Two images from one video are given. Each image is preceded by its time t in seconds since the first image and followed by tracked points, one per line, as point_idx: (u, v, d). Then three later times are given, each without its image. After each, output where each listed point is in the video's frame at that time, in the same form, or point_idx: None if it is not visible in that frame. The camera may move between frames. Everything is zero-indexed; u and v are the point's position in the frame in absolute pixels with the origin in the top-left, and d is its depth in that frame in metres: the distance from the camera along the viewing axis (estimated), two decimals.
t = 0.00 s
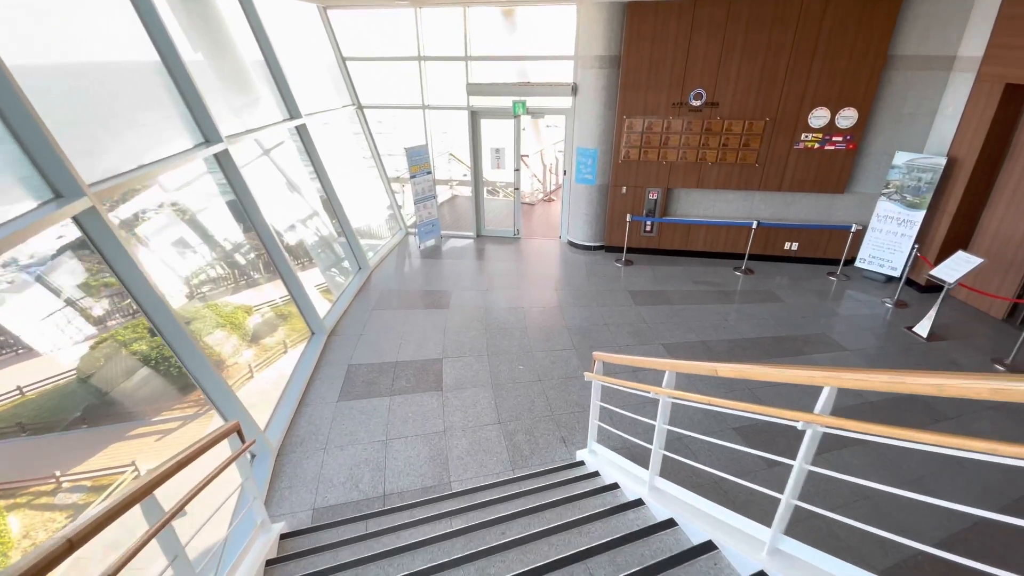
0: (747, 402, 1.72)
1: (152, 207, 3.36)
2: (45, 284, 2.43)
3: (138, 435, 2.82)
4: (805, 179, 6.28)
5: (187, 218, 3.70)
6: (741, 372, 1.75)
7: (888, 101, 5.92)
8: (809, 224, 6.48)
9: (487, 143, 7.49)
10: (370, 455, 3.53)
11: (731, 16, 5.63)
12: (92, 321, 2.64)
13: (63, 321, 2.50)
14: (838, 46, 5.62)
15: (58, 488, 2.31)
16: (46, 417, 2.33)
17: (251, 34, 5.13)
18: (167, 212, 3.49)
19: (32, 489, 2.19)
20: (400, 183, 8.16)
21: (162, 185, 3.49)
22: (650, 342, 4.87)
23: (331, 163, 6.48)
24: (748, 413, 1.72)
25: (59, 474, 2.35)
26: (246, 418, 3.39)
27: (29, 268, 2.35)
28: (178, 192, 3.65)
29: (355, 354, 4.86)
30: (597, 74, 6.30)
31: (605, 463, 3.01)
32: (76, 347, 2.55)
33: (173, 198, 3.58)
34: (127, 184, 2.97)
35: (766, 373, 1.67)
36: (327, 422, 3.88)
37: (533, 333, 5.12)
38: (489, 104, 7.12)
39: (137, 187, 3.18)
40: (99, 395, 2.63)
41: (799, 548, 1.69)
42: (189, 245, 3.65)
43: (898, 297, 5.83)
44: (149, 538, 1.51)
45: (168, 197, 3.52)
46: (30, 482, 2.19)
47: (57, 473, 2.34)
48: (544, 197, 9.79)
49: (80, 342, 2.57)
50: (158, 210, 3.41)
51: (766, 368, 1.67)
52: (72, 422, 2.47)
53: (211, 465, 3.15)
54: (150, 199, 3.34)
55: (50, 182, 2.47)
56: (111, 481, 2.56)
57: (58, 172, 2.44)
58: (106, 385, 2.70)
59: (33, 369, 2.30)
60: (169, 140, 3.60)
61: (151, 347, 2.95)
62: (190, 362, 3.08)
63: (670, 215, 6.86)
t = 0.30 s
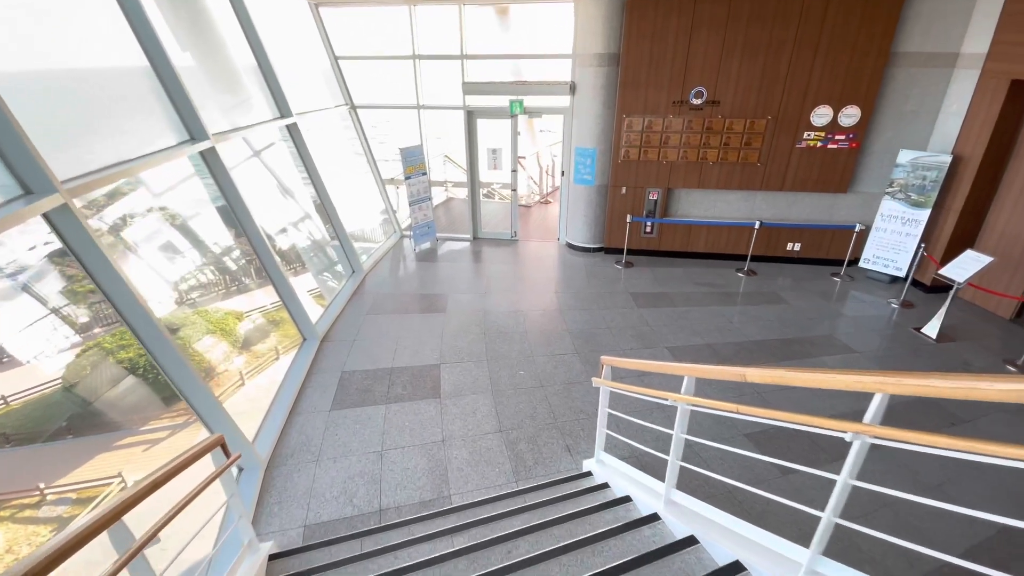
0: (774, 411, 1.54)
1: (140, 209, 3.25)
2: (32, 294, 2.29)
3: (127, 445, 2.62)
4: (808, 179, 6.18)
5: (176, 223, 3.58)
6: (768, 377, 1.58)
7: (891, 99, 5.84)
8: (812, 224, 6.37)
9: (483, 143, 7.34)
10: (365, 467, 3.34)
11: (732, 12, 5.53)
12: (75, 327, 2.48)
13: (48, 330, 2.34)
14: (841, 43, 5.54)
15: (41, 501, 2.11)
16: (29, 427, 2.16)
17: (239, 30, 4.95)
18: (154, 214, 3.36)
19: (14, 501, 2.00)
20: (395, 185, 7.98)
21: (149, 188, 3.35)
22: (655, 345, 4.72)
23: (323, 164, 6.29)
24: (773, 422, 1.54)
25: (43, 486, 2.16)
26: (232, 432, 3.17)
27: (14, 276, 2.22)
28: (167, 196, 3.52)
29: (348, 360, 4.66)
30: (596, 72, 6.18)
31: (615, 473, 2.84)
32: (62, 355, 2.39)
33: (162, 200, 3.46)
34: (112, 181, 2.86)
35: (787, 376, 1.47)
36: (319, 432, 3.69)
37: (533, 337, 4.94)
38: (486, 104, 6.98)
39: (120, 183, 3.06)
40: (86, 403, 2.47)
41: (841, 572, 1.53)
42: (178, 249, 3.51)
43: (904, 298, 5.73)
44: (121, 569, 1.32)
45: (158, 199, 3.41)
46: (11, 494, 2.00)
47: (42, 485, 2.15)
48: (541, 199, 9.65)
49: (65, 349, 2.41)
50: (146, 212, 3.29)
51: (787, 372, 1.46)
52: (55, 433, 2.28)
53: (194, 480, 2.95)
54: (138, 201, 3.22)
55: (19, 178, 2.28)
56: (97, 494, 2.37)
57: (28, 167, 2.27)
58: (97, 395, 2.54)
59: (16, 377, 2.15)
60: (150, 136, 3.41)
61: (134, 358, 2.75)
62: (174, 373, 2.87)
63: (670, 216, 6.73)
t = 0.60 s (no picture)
0: (822, 425, 1.34)
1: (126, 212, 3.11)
2: (20, 305, 2.16)
3: (118, 455, 2.46)
4: (812, 179, 6.06)
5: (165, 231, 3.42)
6: (808, 387, 1.42)
7: (896, 98, 5.74)
8: (816, 225, 6.25)
9: (481, 144, 7.18)
10: (359, 482, 3.15)
11: (734, 10, 5.42)
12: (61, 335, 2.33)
13: (34, 337, 2.20)
14: (845, 41, 5.45)
15: (27, 514, 1.97)
16: (13, 437, 2.02)
17: (228, 26, 4.79)
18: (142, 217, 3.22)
19: None
20: (390, 187, 7.80)
21: (136, 191, 3.23)
22: (660, 351, 4.55)
23: (316, 166, 6.10)
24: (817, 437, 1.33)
25: (29, 498, 2.01)
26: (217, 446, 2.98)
27: None
28: (156, 199, 3.39)
29: (342, 367, 4.46)
30: (596, 71, 6.04)
31: (626, 488, 2.67)
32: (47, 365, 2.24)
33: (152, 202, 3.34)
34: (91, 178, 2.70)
35: (842, 390, 1.30)
36: (310, 445, 3.49)
37: (534, 342, 4.77)
38: (483, 103, 6.82)
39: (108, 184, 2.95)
40: (74, 412, 2.32)
41: None
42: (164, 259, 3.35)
43: (912, 301, 5.60)
44: None
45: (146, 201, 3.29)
46: None
47: (27, 497, 2.00)
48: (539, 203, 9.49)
49: (51, 358, 2.26)
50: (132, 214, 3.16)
51: (845, 385, 1.29)
52: (41, 443, 2.13)
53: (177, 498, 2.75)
54: (126, 203, 3.10)
55: None
56: (85, 506, 2.23)
57: None
58: (87, 403, 2.40)
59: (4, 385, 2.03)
60: (131, 132, 3.23)
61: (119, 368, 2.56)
62: (155, 384, 2.66)
63: (672, 218, 6.59)
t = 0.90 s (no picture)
0: (873, 444, 1.19)
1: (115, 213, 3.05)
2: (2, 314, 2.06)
3: (107, 464, 2.37)
4: (816, 180, 5.94)
5: (157, 236, 3.37)
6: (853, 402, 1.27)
7: (902, 97, 5.64)
8: (822, 228, 6.12)
9: (479, 146, 7.05)
10: (352, 498, 2.97)
11: (737, 8, 5.32)
12: (47, 343, 2.21)
13: (22, 345, 2.11)
14: (850, 40, 5.36)
15: (12, 525, 1.92)
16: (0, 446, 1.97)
17: (220, 23, 4.64)
18: (129, 217, 3.14)
19: None
20: (386, 190, 7.65)
21: (126, 195, 3.14)
22: (666, 357, 4.40)
23: (309, 168, 5.92)
24: (867, 458, 1.18)
25: (14, 510, 1.95)
26: (201, 461, 2.81)
27: None
28: (145, 200, 3.29)
29: (335, 375, 4.28)
30: (596, 70, 5.92)
31: (636, 504, 2.50)
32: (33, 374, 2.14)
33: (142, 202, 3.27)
34: (81, 170, 2.63)
35: (892, 405, 1.12)
36: (301, 458, 3.31)
37: (535, 348, 4.61)
38: (481, 104, 6.68)
39: (94, 187, 2.87)
40: (61, 421, 2.23)
41: None
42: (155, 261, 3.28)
43: (921, 304, 5.47)
44: None
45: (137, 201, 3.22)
46: None
47: (13, 508, 1.94)
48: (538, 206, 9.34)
49: (38, 366, 2.16)
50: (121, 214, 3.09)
51: (892, 398, 1.11)
52: (25, 453, 2.06)
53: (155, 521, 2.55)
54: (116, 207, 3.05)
55: None
56: (75, 516, 2.17)
57: None
58: (75, 412, 2.31)
59: None
60: (115, 131, 3.08)
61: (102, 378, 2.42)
62: (134, 400, 2.46)
63: (674, 220, 6.45)
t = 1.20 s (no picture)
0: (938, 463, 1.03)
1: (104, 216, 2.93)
2: None
3: (99, 471, 2.27)
4: (824, 180, 5.81)
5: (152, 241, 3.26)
6: (917, 412, 1.11)
7: (911, 95, 5.52)
8: (829, 229, 5.98)
9: (478, 146, 6.90)
10: (346, 513, 2.78)
11: (743, 4, 5.20)
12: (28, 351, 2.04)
13: (6, 352, 1.98)
14: (858, 37, 5.24)
15: None
16: None
17: (212, 17, 4.48)
18: (119, 221, 3.02)
19: None
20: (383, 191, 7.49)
21: (116, 196, 3.02)
22: (673, 361, 4.24)
23: (304, 168, 5.74)
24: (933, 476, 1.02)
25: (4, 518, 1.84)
26: (184, 476, 2.61)
27: None
28: (135, 202, 3.16)
29: (330, 382, 4.10)
30: (599, 68, 5.78)
31: (651, 520, 2.33)
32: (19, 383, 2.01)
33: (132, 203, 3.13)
34: (76, 160, 2.58)
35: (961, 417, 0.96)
36: (292, 470, 3.13)
37: (538, 353, 4.44)
38: (481, 103, 6.54)
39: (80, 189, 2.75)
40: (48, 430, 2.09)
41: None
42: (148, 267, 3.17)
43: (933, 306, 5.33)
44: None
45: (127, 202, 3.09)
46: None
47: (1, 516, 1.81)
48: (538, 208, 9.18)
49: (24, 373, 2.02)
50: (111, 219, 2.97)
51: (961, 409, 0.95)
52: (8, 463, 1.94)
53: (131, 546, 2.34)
54: (105, 209, 2.94)
55: None
56: (64, 527, 2.05)
57: None
58: (63, 418, 2.16)
59: None
60: (99, 126, 2.91)
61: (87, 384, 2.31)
62: (114, 411, 2.27)
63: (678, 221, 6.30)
